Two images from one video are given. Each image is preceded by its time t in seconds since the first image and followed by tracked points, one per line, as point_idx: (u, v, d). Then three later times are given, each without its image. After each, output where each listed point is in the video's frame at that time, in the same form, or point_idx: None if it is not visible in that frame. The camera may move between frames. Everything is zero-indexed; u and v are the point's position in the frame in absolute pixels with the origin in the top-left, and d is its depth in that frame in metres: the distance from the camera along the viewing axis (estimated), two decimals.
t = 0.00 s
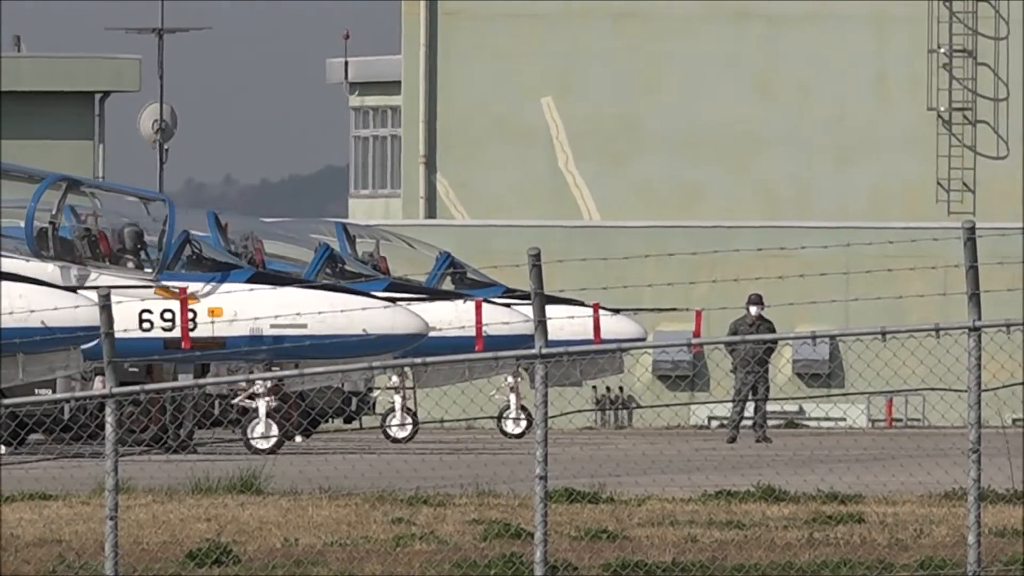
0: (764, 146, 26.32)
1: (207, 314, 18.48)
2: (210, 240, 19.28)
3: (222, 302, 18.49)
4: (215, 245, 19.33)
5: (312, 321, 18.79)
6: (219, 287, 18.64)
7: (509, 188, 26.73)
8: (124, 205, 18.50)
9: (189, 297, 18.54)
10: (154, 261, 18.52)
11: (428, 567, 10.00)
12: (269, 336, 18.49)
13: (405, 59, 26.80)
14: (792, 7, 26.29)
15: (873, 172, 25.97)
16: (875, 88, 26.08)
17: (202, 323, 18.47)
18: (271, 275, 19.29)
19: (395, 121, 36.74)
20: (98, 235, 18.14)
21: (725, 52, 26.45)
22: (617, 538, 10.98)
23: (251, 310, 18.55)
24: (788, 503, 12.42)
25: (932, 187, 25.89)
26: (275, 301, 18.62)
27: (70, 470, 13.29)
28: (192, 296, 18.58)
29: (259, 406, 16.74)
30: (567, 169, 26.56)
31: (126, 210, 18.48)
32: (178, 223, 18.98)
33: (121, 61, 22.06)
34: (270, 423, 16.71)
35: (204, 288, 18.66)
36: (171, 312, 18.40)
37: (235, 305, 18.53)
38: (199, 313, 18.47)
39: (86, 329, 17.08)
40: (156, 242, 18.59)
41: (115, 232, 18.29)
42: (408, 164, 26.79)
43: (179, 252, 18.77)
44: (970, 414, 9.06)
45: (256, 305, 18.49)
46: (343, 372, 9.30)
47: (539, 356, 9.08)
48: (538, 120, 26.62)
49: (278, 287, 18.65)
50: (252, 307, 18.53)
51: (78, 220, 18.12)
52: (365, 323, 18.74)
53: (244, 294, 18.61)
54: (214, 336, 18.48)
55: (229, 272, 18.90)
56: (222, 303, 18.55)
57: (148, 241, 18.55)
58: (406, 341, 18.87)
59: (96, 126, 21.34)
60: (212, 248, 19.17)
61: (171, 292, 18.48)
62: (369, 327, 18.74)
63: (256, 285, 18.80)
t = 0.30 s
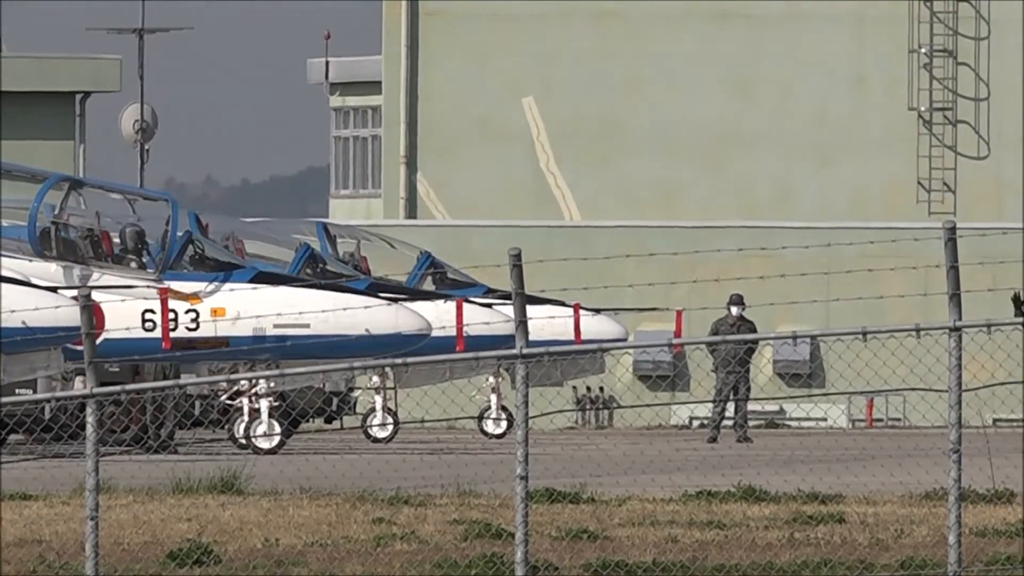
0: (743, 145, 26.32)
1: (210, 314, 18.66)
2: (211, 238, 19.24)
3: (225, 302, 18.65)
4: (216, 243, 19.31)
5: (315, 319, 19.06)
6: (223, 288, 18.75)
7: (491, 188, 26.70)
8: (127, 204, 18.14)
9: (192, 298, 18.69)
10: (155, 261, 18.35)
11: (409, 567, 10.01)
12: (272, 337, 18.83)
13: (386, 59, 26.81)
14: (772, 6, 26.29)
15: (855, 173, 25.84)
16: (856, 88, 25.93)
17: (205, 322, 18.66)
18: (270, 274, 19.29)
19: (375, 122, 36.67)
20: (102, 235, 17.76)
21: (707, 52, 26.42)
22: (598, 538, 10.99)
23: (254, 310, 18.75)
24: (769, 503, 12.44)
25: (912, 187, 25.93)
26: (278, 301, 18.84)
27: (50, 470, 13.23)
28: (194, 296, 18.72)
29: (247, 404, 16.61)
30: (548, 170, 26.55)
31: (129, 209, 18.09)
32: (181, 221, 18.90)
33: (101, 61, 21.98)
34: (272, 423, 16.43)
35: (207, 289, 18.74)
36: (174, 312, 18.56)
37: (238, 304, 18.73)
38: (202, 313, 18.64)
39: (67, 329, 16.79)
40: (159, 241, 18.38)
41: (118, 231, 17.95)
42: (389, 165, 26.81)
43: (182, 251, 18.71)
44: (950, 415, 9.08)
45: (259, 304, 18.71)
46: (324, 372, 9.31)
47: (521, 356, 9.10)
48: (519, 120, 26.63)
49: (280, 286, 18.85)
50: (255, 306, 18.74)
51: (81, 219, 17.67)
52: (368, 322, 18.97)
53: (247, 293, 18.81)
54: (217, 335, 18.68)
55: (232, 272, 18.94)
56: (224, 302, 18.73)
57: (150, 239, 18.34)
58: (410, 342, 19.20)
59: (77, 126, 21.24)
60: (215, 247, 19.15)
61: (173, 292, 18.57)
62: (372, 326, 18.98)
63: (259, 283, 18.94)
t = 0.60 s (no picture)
0: (722, 145, 26.10)
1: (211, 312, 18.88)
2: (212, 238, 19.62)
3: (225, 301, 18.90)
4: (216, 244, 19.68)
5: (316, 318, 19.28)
6: (223, 287, 19.03)
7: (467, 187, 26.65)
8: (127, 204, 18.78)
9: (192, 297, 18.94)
10: (157, 259, 18.84)
11: (387, 568, 10.00)
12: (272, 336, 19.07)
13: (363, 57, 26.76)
14: (749, 6, 26.29)
15: (833, 172, 25.70)
16: (835, 87, 25.83)
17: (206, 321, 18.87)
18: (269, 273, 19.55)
19: (353, 123, 36.63)
20: (101, 234, 18.48)
21: (686, 51, 26.33)
22: (576, 539, 10.98)
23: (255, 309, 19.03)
24: (747, 503, 12.47)
25: (890, 187, 25.77)
26: (279, 300, 19.07)
27: (27, 470, 13.21)
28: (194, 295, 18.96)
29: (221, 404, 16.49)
30: (526, 168, 26.55)
31: (129, 209, 18.73)
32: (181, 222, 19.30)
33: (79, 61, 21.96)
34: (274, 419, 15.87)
35: (207, 287, 19.04)
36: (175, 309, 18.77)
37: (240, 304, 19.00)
38: (202, 311, 18.86)
39: (45, 330, 17.10)
40: (159, 240, 18.89)
41: (118, 230, 18.62)
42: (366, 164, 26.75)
43: (182, 251, 19.09)
44: (928, 414, 9.10)
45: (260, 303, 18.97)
46: (302, 373, 9.33)
47: (498, 356, 9.12)
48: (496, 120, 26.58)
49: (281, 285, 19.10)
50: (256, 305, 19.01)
51: (82, 219, 18.48)
52: (369, 321, 19.17)
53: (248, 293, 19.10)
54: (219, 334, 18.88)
55: (231, 271, 19.26)
56: (226, 301, 18.98)
57: (151, 239, 18.87)
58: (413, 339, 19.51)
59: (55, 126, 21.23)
60: (215, 247, 19.51)
61: (173, 290, 18.88)
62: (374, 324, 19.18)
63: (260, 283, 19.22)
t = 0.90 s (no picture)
0: (700, 146, 26.02)
1: (212, 312, 18.61)
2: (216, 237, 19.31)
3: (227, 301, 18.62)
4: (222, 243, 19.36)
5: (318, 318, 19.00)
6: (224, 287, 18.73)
7: (446, 187, 26.61)
8: (131, 204, 18.62)
9: (193, 297, 18.68)
10: (157, 259, 18.61)
11: (365, 568, 10.00)
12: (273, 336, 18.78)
13: (341, 58, 26.72)
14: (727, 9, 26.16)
15: (810, 173, 25.65)
16: (812, 88, 25.84)
17: (207, 321, 18.60)
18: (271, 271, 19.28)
19: (331, 123, 36.55)
20: (103, 234, 18.38)
21: (665, 51, 26.23)
22: (553, 539, 10.98)
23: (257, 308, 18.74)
24: (724, 503, 12.48)
25: (868, 188, 25.87)
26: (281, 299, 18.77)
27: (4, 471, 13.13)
28: (196, 295, 18.69)
29: (198, 404, 16.27)
30: (504, 169, 26.56)
31: (132, 207, 18.58)
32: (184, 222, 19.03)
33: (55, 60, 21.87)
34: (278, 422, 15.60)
35: (208, 288, 18.76)
36: (177, 310, 18.50)
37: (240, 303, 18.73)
38: (204, 311, 18.60)
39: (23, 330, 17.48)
40: (159, 240, 18.64)
41: (120, 229, 18.49)
42: (345, 163, 26.77)
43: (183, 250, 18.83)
44: (906, 414, 9.13)
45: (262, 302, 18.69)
46: (280, 373, 9.37)
47: (476, 356, 9.14)
48: (475, 120, 26.57)
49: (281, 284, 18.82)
50: (257, 305, 18.72)
51: (85, 219, 18.39)
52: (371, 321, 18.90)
53: (249, 293, 18.82)
54: (220, 334, 18.61)
55: (233, 271, 18.93)
56: (227, 301, 18.71)
57: (152, 238, 18.64)
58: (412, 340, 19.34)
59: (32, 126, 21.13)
60: (219, 246, 19.20)
61: (174, 290, 18.61)
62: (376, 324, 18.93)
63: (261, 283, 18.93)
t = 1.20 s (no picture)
0: (681, 144, 26.02)
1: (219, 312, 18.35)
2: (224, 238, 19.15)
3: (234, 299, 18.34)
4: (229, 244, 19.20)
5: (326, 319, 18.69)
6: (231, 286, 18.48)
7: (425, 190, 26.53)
8: (136, 202, 18.21)
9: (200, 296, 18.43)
10: (164, 259, 18.34)
11: (345, 567, 10.00)
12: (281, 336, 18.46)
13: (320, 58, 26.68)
14: (708, 7, 26.22)
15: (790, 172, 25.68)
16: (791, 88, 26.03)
17: (214, 321, 18.33)
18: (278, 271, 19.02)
19: (310, 123, 36.48)
20: (111, 233, 17.95)
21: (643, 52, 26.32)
22: (533, 539, 10.99)
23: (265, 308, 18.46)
24: (704, 503, 12.49)
25: (849, 187, 25.87)
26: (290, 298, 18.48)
27: None
28: (202, 295, 18.45)
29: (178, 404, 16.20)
30: (483, 171, 26.50)
31: (139, 207, 18.16)
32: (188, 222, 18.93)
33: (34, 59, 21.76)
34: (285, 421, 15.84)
35: (215, 287, 18.56)
36: (184, 309, 18.27)
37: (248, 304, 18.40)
38: (211, 310, 18.34)
39: None
40: (168, 240, 18.36)
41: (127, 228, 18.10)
42: (323, 164, 26.64)
43: (190, 250, 18.67)
44: (885, 415, 9.16)
45: (270, 302, 18.38)
46: (260, 373, 9.42)
47: (455, 356, 9.17)
48: (454, 120, 26.51)
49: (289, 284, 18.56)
50: (265, 304, 18.41)
51: (92, 218, 17.86)
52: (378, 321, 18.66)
53: (256, 292, 18.51)
54: (226, 334, 18.34)
55: (239, 270, 18.72)
56: (234, 300, 18.44)
57: (160, 237, 18.33)
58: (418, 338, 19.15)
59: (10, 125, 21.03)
60: (225, 246, 19.03)
61: (181, 290, 18.39)
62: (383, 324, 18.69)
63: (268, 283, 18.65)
